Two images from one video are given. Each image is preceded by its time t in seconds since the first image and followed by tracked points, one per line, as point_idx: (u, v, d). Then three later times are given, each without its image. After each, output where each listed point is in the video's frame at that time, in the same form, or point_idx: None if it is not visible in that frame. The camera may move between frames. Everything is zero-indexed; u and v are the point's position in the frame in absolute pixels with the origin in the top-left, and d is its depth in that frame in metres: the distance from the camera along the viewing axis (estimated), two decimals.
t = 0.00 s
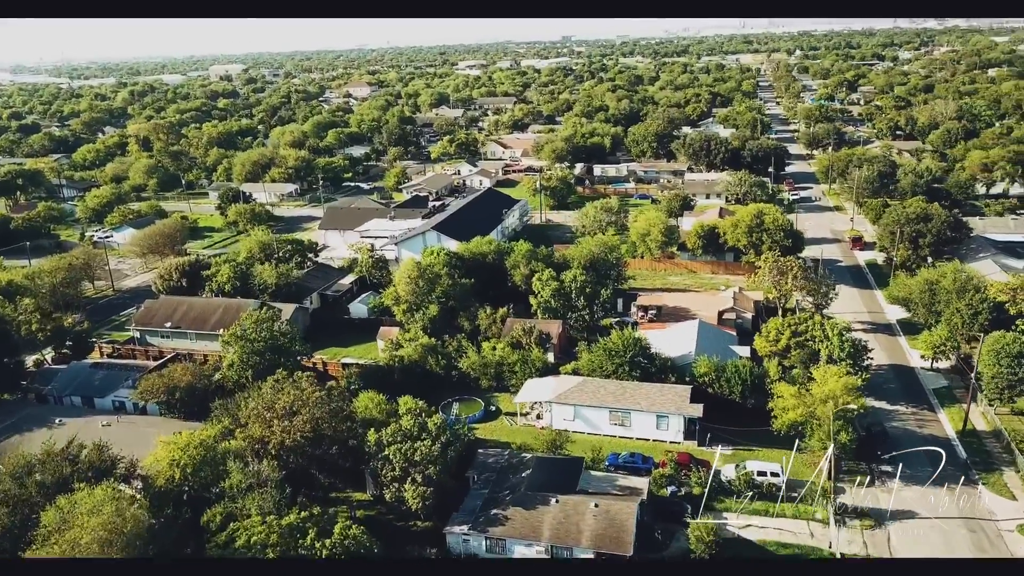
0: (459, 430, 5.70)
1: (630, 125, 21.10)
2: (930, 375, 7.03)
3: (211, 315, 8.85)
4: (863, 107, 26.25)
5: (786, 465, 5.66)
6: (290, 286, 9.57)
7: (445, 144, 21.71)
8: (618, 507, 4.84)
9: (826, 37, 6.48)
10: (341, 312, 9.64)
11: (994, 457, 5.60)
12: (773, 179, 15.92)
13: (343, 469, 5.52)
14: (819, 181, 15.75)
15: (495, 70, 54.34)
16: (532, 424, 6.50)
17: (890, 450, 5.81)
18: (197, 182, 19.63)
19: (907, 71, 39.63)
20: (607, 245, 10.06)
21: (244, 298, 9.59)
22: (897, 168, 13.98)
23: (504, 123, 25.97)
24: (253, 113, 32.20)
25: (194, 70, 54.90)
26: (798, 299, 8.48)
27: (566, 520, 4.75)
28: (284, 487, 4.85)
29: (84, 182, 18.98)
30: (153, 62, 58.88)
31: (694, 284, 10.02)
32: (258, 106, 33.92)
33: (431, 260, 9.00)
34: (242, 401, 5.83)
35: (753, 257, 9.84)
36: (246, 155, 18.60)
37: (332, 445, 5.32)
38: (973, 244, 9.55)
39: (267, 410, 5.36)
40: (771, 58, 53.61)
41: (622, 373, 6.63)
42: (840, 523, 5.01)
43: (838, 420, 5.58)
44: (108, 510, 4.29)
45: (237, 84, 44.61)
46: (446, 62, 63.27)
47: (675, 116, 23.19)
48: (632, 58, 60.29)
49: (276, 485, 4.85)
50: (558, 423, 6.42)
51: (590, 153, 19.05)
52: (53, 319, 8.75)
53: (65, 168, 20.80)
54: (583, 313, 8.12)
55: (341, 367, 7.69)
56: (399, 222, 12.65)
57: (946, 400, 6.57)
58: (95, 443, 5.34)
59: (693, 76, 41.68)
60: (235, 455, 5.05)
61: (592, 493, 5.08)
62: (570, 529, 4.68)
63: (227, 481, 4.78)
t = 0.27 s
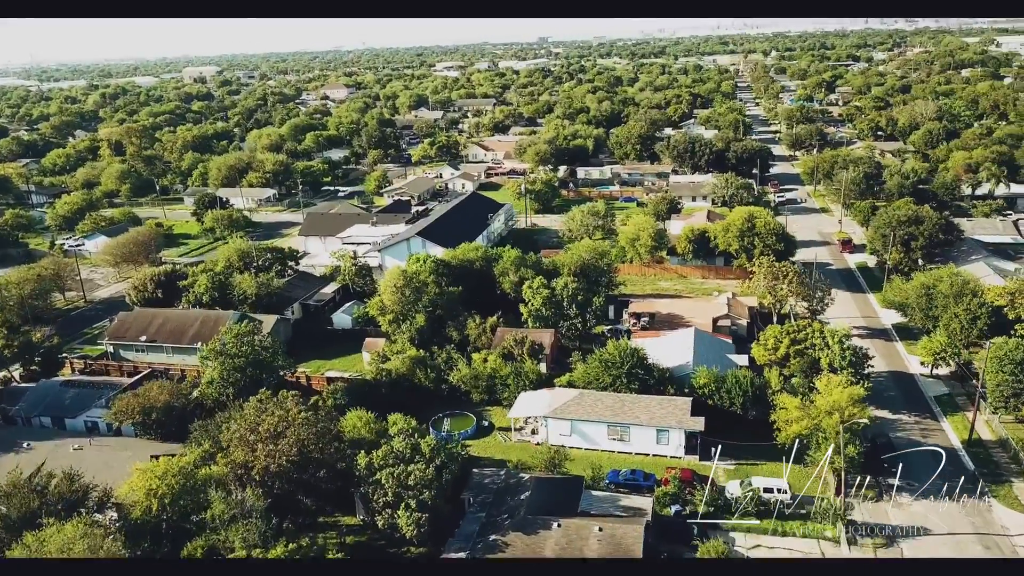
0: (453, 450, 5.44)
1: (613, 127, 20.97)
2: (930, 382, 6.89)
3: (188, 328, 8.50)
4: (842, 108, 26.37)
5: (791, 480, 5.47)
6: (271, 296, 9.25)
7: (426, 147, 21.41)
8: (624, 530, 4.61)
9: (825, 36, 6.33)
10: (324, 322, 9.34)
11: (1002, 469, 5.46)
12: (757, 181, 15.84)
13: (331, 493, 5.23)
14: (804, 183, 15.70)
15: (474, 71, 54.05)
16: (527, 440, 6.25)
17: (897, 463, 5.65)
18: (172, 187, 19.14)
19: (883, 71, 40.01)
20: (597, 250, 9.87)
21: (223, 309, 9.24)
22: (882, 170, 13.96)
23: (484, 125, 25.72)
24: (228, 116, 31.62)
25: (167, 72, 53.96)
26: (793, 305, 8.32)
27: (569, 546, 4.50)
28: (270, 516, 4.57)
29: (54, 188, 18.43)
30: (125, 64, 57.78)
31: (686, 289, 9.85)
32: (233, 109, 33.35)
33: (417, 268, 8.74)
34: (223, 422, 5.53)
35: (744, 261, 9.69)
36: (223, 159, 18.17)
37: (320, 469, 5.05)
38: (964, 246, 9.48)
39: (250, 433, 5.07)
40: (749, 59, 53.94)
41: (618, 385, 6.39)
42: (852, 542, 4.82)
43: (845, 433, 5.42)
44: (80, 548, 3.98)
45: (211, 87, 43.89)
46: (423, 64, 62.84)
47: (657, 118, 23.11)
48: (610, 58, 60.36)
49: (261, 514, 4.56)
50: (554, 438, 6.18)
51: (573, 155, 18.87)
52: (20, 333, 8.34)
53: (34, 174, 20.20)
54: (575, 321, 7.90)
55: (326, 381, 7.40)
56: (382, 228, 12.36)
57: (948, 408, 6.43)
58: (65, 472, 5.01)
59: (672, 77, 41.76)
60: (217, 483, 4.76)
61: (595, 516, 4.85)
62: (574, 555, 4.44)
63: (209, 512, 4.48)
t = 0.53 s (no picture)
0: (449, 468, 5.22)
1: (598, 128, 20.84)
2: (931, 388, 6.79)
3: (167, 340, 8.19)
4: (823, 109, 26.49)
5: (797, 493, 5.32)
6: (254, 305, 8.96)
7: (409, 149, 21.15)
8: (630, 552, 4.42)
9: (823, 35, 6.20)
10: (309, 331, 9.08)
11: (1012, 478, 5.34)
12: (744, 182, 15.77)
13: (321, 515, 4.99)
14: (791, 184, 15.67)
15: (454, 72, 53.78)
16: (523, 454, 6.05)
17: (904, 474, 5.51)
18: (149, 191, 18.72)
19: (862, 72, 40.33)
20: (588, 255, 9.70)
21: (203, 319, 8.94)
22: (869, 171, 13.94)
23: (467, 127, 25.50)
24: (206, 119, 31.12)
25: (142, 73, 53.11)
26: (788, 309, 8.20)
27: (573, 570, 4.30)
28: (258, 544, 4.32)
29: (26, 193, 17.92)
30: (99, 65, 56.79)
31: (678, 294, 9.71)
32: (211, 111, 32.83)
33: (405, 275, 8.52)
34: (206, 442, 5.27)
35: (737, 264, 9.57)
36: (201, 163, 17.79)
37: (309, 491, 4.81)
38: (957, 248, 9.43)
39: (235, 454, 4.82)
40: (728, 59, 54.20)
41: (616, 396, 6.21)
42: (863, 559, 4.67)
43: (852, 444, 5.27)
44: None
45: (188, 89, 43.22)
46: (403, 65, 62.43)
47: (641, 119, 23.04)
48: (590, 59, 60.39)
49: (248, 542, 4.31)
50: (552, 453, 5.98)
51: (558, 157, 18.72)
52: None
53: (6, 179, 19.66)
54: (568, 329, 7.72)
55: (313, 394, 7.15)
56: (367, 233, 12.11)
57: (951, 415, 6.32)
58: (38, 499, 4.73)
59: (653, 78, 41.80)
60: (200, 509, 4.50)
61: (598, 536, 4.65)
62: None
63: (192, 542, 4.23)
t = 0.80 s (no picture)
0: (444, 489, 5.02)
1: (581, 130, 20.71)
2: (931, 395, 6.68)
3: (145, 353, 7.88)
4: (804, 110, 26.57)
5: (803, 507, 5.16)
6: (235, 315, 8.66)
7: (391, 152, 20.86)
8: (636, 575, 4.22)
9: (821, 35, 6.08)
10: (293, 341, 8.80)
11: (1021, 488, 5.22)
12: (730, 184, 15.69)
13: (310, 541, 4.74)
14: (777, 185, 15.61)
15: (434, 73, 53.46)
16: (519, 470, 5.84)
17: (911, 485, 5.37)
18: (124, 196, 18.26)
19: (840, 73, 40.64)
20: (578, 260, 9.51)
21: (182, 331, 8.62)
22: (855, 172, 13.91)
23: (449, 129, 25.23)
24: (182, 121, 30.56)
25: (116, 75, 52.16)
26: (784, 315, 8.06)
27: None
28: None
29: None
30: (70, 67, 55.71)
31: (670, 298, 9.55)
32: (187, 113, 32.24)
33: (392, 282, 8.27)
34: (188, 464, 5.01)
35: (729, 268, 9.43)
36: (179, 167, 17.38)
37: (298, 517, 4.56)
38: (948, 250, 9.38)
39: (219, 479, 4.55)
40: (707, 60, 54.43)
41: (614, 408, 6.02)
42: None
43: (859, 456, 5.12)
44: None
45: (163, 91, 42.46)
46: (382, 66, 61.97)
47: (624, 120, 22.95)
48: (570, 61, 60.34)
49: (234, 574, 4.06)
50: (548, 469, 5.78)
51: (543, 159, 18.54)
52: None
53: None
54: (562, 337, 7.52)
55: (298, 409, 6.88)
56: (350, 238, 11.83)
57: (954, 423, 6.20)
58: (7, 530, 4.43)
59: (634, 78, 41.81)
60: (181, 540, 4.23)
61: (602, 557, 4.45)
62: None
63: None
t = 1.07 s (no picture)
0: (438, 514, 4.77)
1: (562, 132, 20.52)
2: (931, 402, 6.55)
3: (117, 370, 7.51)
4: (783, 110, 26.65)
5: (812, 525, 4.98)
6: (211, 328, 8.32)
7: (369, 155, 20.50)
8: None
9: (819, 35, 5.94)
10: (273, 354, 8.47)
11: None
12: (714, 185, 15.59)
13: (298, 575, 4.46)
14: (760, 186, 15.54)
15: (410, 74, 53.03)
16: (515, 490, 5.60)
17: (918, 499, 5.21)
18: (93, 202, 17.72)
19: (815, 73, 40.96)
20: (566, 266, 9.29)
21: (156, 345, 8.25)
22: (839, 173, 13.87)
23: (427, 131, 24.92)
24: (153, 125, 29.88)
25: (84, 78, 51.04)
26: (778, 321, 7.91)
27: None
28: None
29: None
30: (37, 69, 54.41)
31: (660, 304, 9.37)
32: (158, 116, 31.55)
33: (376, 292, 7.99)
34: (166, 493, 4.71)
35: (719, 273, 9.28)
36: (150, 172, 16.89)
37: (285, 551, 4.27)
38: (938, 252, 9.31)
39: (199, 511, 4.25)
40: (683, 61, 54.64)
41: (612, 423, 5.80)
42: None
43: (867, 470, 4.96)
44: None
45: (134, 93, 41.56)
46: (357, 68, 61.37)
47: (604, 121, 22.81)
48: (546, 62, 60.25)
49: None
50: (546, 488, 5.54)
51: (524, 161, 18.32)
52: None
53: None
54: (553, 348, 7.29)
55: (280, 427, 6.58)
56: (330, 245, 11.51)
57: (957, 431, 6.07)
58: None
59: (611, 79, 41.79)
60: None
61: None
62: None
63: None
